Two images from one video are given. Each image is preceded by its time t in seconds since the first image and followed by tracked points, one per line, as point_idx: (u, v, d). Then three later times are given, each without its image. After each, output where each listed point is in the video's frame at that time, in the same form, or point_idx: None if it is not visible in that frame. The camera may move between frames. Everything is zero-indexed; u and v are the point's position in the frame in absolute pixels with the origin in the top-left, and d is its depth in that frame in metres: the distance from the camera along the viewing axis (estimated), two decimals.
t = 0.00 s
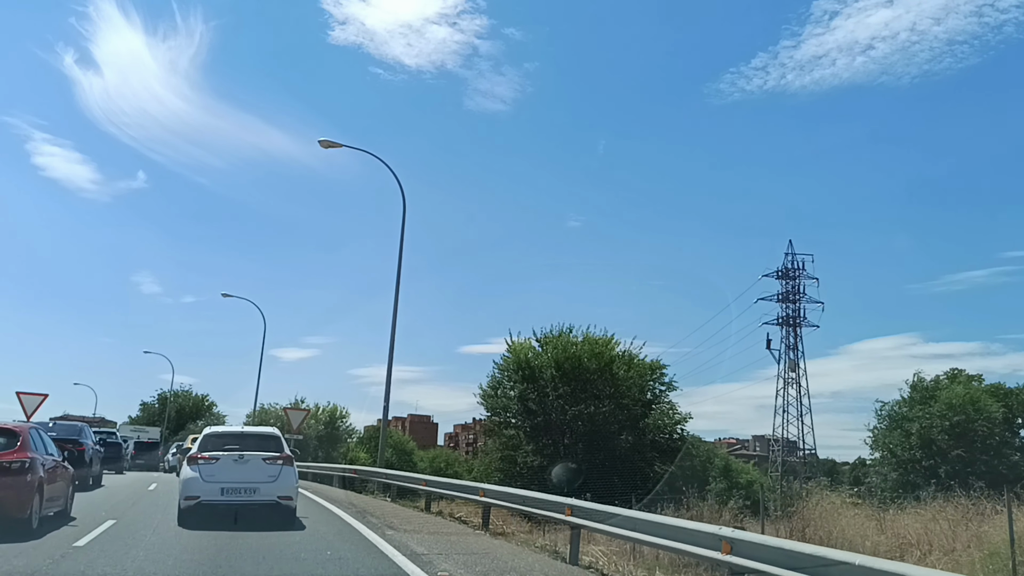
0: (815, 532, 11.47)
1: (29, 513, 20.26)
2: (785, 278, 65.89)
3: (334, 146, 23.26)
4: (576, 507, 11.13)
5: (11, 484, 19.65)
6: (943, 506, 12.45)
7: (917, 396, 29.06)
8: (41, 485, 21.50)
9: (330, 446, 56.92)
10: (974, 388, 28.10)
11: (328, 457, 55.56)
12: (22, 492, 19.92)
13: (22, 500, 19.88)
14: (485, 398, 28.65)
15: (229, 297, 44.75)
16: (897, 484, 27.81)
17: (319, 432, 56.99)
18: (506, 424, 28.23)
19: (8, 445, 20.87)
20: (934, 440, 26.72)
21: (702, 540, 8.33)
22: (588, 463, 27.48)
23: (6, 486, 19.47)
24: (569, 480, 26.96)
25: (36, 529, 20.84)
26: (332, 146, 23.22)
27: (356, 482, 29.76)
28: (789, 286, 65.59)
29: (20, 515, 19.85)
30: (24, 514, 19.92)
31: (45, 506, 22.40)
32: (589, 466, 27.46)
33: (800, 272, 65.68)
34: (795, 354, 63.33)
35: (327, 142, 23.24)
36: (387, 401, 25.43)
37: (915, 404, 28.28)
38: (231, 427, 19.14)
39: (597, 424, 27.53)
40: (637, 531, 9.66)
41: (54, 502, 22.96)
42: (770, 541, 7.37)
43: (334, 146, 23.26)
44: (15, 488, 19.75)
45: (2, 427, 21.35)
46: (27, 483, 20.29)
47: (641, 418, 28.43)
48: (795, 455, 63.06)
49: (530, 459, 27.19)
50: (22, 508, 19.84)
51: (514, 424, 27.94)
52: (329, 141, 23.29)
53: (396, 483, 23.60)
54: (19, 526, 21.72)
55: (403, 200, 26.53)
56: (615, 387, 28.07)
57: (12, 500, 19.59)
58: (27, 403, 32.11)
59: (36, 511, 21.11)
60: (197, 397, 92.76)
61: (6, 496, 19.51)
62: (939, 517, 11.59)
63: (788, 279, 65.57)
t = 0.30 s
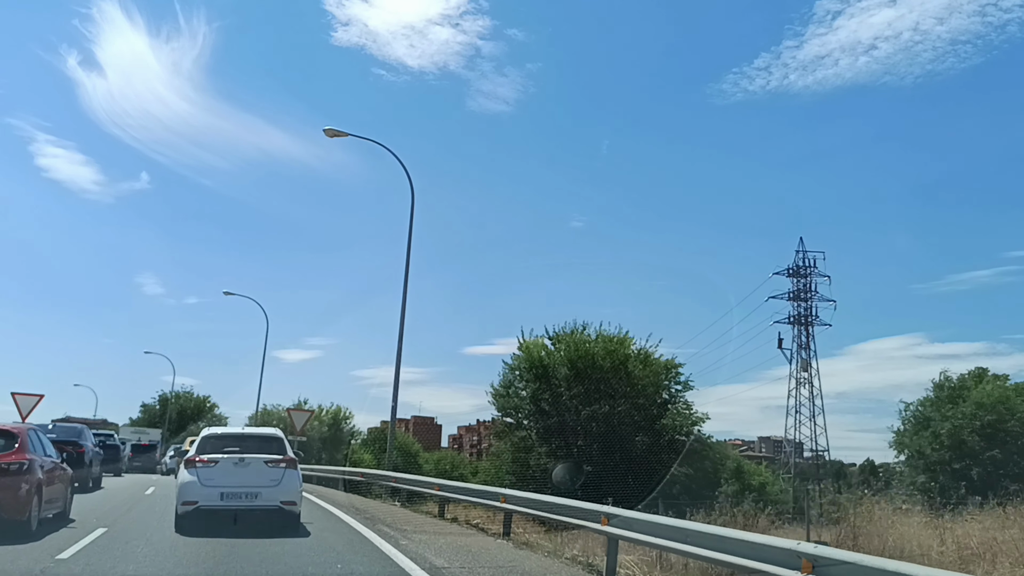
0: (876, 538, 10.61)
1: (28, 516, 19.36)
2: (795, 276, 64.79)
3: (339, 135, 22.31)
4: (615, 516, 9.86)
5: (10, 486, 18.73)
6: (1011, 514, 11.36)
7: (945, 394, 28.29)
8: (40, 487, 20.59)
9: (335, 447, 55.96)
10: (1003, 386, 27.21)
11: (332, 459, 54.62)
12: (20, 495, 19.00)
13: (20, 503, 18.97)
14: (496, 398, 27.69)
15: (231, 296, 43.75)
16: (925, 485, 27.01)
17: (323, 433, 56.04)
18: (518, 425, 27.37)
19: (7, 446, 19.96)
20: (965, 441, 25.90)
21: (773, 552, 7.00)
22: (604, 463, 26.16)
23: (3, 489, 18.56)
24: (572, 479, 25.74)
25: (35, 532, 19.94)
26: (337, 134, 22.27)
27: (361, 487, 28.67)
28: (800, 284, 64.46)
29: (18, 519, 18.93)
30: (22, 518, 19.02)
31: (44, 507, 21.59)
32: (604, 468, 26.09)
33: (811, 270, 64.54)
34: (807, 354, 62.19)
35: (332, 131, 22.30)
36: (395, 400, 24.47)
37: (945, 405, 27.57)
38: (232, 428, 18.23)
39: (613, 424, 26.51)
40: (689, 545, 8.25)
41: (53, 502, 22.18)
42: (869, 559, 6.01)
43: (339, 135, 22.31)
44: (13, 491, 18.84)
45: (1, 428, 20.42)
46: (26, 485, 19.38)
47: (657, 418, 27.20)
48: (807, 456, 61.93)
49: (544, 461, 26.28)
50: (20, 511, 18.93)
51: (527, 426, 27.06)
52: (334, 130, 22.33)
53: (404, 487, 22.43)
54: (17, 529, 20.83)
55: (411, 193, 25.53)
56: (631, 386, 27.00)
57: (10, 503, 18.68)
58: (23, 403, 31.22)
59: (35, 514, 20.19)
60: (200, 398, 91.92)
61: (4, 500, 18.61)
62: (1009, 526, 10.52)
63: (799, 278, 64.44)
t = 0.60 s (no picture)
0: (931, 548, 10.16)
1: (31, 516, 18.78)
2: (803, 274, 64.06)
3: (344, 125, 21.62)
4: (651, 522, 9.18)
5: (13, 485, 18.14)
6: None
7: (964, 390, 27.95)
8: (41, 485, 19.99)
9: (338, 447, 55.34)
10: None
11: (336, 459, 54.00)
12: (24, 494, 18.42)
13: (24, 503, 18.38)
14: (504, 396, 27.06)
15: (232, 293, 42.92)
16: (947, 485, 26.93)
17: (326, 433, 55.45)
18: (527, 424, 26.71)
19: (7, 446, 19.29)
20: (988, 441, 25.75)
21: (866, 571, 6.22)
22: (616, 464, 25.70)
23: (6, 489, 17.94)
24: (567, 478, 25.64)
25: (37, 531, 19.39)
26: (342, 125, 21.58)
27: (366, 487, 27.92)
28: (808, 282, 63.73)
29: (21, 519, 18.35)
30: (26, 517, 18.44)
31: (45, 508, 20.84)
32: (617, 468, 25.66)
33: (820, 267, 63.80)
34: (815, 352, 61.50)
35: (336, 121, 21.61)
36: (402, 399, 23.79)
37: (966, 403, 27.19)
38: (233, 427, 17.56)
39: (624, 422, 25.57)
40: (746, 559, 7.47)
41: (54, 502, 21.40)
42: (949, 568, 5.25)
43: (344, 125, 21.62)
44: (16, 489, 18.25)
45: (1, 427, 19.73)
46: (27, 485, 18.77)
47: (670, 417, 26.54)
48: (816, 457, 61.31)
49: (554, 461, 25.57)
50: (24, 511, 18.34)
51: (536, 424, 26.43)
52: (338, 119, 21.67)
53: (410, 488, 21.86)
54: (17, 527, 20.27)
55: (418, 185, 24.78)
56: (643, 384, 25.94)
57: (14, 503, 18.08)
58: (20, 403, 30.56)
59: (37, 514, 19.62)
60: (202, 397, 91.34)
61: (7, 499, 18.01)
62: None
63: (807, 275, 63.71)
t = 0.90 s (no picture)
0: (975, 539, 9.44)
1: (32, 516, 18.13)
2: (812, 271, 63.27)
3: (348, 113, 20.89)
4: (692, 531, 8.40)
5: (14, 485, 17.48)
6: None
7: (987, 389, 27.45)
8: (42, 485, 19.30)
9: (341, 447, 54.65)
10: None
11: (338, 460, 53.29)
12: (25, 494, 17.75)
13: (25, 503, 17.69)
14: (513, 395, 26.32)
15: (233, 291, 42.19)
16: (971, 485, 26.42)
17: (329, 433, 54.73)
18: (537, 423, 25.94)
19: (8, 446, 18.57)
20: (1013, 440, 25.24)
21: None
22: (629, 465, 24.94)
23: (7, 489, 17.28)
24: (568, 479, 25.06)
25: (37, 531, 18.73)
26: (346, 113, 20.85)
27: (369, 489, 27.02)
28: (817, 279, 62.95)
29: (23, 519, 17.67)
30: (27, 516, 17.76)
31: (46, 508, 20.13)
32: (630, 469, 24.86)
33: (828, 265, 63.01)
34: (824, 350, 60.74)
35: (340, 109, 20.88)
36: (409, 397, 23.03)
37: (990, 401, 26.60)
38: (233, 426, 16.84)
39: (637, 421, 24.81)
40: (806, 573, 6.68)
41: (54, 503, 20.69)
42: None
43: (348, 113, 20.89)
44: (17, 488, 17.60)
45: None
46: (28, 484, 18.07)
47: (684, 416, 25.78)
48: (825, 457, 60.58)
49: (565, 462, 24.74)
50: (25, 510, 17.65)
51: (546, 424, 25.70)
52: (342, 107, 20.95)
53: (416, 490, 21.14)
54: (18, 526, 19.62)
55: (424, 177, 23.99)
56: (657, 382, 25.15)
57: (15, 504, 17.42)
58: (16, 402, 29.88)
59: (39, 514, 18.96)
60: (203, 397, 90.66)
61: (8, 500, 17.33)
62: None
63: (815, 273, 62.91)
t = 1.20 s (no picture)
0: (1019, 525, 9.21)
1: (34, 516, 17.50)
2: (820, 269, 62.50)
3: (353, 101, 20.24)
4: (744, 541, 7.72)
5: (17, 485, 16.81)
6: None
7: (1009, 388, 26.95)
8: (44, 485, 18.66)
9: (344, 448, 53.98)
10: None
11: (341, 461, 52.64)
12: (29, 493, 17.10)
13: (29, 503, 17.04)
14: (522, 394, 25.61)
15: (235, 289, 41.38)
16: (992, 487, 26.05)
17: (332, 433, 54.06)
18: (546, 422, 25.21)
19: (9, 446, 17.83)
20: None
21: None
22: (643, 466, 24.11)
23: (8, 490, 16.61)
24: (570, 479, 24.29)
25: (40, 531, 18.13)
26: (351, 101, 20.20)
27: (373, 491, 26.28)
28: (825, 277, 62.21)
29: (27, 520, 17.01)
30: (31, 517, 17.12)
31: (46, 508, 19.46)
32: (643, 469, 24.15)
33: (836, 262, 62.25)
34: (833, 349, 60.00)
35: (345, 98, 20.23)
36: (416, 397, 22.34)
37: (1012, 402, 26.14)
38: (234, 426, 16.17)
39: (650, 421, 24.10)
40: None
41: (54, 503, 20.05)
42: None
43: (353, 102, 20.24)
44: (20, 488, 16.96)
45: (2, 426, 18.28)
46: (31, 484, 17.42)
47: (697, 415, 25.09)
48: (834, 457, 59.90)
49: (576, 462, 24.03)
50: (29, 510, 17.02)
51: (556, 423, 24.99)
52: (347, 96, 20.31)
53: (424, 492, 20.48)
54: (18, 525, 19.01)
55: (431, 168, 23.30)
56: (670, 380, 24.42)
57: (18, 504, 16.76)
58: (12, 402, 29.21)
59: (41, 513, 18.37)
60: (205, 397, 90.04)
61: (10, 501, 16.66)
62: None
63: (823, 271, 62.15)
